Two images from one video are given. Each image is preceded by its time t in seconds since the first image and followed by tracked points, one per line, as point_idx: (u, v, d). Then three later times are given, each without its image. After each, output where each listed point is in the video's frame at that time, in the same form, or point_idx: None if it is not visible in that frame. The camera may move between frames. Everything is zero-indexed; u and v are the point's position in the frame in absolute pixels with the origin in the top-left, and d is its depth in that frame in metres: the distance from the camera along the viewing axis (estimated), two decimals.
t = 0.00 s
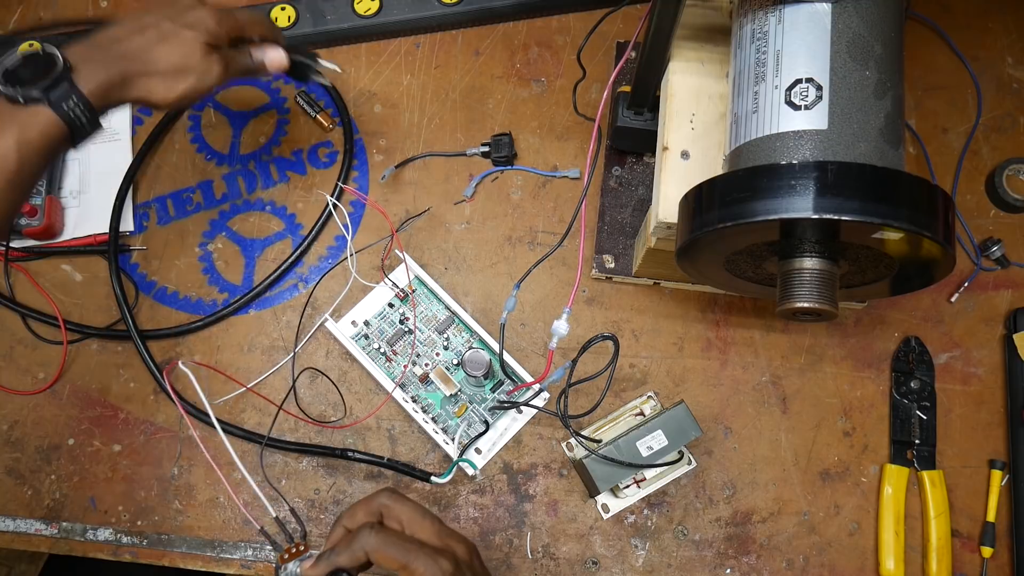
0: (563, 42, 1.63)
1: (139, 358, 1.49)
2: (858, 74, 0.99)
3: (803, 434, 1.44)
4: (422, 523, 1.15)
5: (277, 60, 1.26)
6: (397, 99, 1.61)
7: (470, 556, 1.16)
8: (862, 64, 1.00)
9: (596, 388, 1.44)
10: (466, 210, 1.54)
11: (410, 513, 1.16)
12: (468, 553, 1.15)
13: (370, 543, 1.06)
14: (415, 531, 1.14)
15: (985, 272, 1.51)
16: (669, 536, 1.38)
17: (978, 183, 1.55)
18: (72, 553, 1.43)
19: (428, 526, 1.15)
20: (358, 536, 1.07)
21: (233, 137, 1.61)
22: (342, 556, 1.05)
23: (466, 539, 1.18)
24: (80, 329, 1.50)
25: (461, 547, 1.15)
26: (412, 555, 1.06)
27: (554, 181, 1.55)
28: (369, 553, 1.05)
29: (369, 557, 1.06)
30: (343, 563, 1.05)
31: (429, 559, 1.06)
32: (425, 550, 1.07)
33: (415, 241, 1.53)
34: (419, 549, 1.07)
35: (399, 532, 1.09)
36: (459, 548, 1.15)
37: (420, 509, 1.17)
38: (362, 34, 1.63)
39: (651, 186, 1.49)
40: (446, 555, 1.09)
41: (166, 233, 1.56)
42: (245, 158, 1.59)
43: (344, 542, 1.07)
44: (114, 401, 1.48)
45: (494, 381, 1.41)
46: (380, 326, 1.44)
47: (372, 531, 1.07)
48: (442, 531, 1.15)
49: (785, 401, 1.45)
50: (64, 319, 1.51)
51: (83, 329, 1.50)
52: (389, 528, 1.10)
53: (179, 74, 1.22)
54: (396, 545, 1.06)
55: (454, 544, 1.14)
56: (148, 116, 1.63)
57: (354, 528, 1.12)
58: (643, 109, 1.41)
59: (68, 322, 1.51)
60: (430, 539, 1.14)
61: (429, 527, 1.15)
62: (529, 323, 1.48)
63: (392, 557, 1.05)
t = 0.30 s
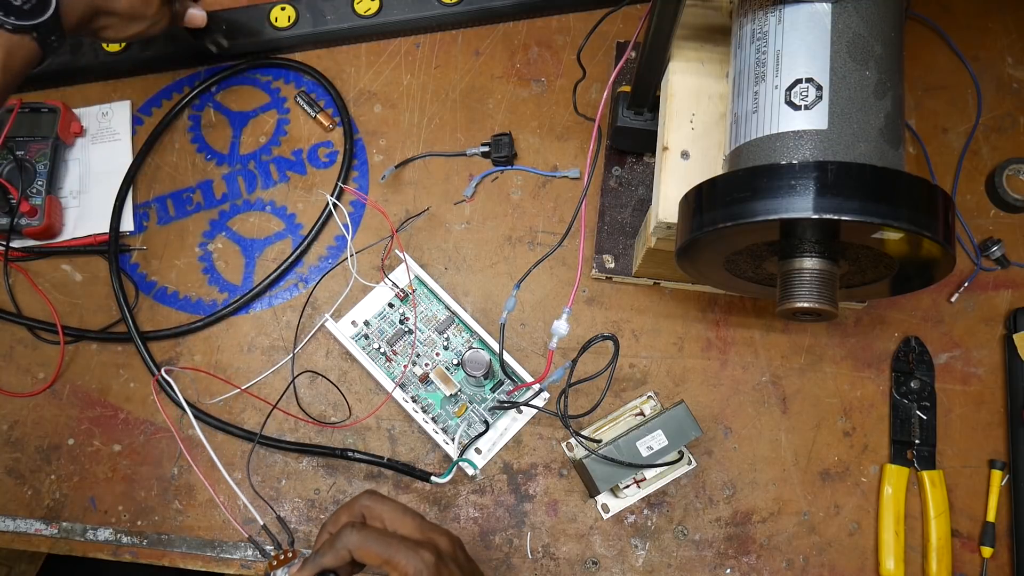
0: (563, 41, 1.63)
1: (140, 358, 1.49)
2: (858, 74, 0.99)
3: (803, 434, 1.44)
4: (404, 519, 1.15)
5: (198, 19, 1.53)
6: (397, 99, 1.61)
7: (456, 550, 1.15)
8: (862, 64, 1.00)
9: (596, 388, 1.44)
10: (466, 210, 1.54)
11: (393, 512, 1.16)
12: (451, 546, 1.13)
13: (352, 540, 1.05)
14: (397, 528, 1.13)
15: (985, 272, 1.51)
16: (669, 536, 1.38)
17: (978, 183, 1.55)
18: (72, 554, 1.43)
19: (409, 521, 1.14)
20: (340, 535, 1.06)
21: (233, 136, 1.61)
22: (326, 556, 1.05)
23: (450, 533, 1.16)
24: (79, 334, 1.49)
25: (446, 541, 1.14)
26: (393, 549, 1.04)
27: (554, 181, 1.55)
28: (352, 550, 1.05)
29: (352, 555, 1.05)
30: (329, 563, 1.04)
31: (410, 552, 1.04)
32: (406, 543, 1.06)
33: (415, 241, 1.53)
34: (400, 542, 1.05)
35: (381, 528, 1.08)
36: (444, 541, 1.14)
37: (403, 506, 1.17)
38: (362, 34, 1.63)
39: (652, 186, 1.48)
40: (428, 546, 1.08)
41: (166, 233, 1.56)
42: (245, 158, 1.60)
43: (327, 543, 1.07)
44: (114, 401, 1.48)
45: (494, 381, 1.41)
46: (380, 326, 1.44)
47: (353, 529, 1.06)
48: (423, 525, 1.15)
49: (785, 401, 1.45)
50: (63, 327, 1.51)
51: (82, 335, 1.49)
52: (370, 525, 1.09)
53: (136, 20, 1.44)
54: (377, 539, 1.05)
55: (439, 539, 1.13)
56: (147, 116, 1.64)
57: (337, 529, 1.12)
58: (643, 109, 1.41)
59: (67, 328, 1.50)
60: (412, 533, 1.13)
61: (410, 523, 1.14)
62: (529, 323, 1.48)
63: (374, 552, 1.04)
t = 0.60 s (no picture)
0: (563, 41, 1.63)
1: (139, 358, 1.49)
2: (858, 74, 0.99)
3: (803, 434, 1.44)
4: (409, 514, 1.15)
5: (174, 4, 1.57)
6: (397, 99, 1.61)
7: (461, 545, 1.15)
8: (862, 64, 1.00)
9: (596, 388, 1.44)
10: (466, 210, 1.54)
11: (400, 507, 1.16)
12: (456, 540, 1.14)
13: (359, 533, 1.06)
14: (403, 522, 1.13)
15: (985, 272, 1.51)
16: (669, 536, 1.38)
17: (978, 182, 1.55)
18: (72, 553, 1.43)
19: (415, 516, 1.14)
20: (347, 528, 1.07)
21: (233, 136, 1.61)
22: (333, 549, 1.06)
23: (456, 528, 1.17)
24: (78, 336, 1.49)
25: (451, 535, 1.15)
26: (400, 542, 1.05)
27: (554, 181, 1.55)
28: (358, 543, 1.06)
29: (359, 547, 1.06)
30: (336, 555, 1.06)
31: (416, 546, 1.05)
32: (412, 537, 1.07)
33: (415, 241, 1.53)
34: (406, 536, 1.07)
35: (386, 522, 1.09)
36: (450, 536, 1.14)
37: (409, 501, 1.17)
38: (362, 34, 1.63)
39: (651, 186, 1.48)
40: (434, 540, 1.09)
41: (166, 233, 1.56)
42: (245, 158, 1.60)
43: (334, 536, 1.08)
44: (114, 401, 1.48)
45: (494, 381, 1.41)
46: (380, 326, 1.44)
47: (360, 522, 1.07)
48: (429, 520, 1.15)
49: (785, 401, 1.45)
50: (61, 331, 1.51)
51: (82, 337, 1.49)
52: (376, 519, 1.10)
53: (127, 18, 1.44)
54: (383, 532, 1.06)
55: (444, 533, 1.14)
56: (147, 116, 1.64)
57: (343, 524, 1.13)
58: (643, 109, 1.41)
59: (65, 332, 1.50)
60: (417, 527, 1.13)
61: (416, 518, 1.15)
62: (529, 323, 1.48)
63: (380, 545, 1.05)
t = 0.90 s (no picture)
0: (563, 41, 1.63)
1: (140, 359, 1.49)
2: (858, 74, 0.99)
3: (803, 434, 1.44)
4: (404, 513, 1.15)
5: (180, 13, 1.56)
6: (397, 99, 1.61)
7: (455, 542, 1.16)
8: (862, 64, 1.00)
9: (596, 388, 1.44)
10: (466, 210, 1.54)
11: (394, 505, 1.16)
12: (451, 538, 1.14)
13: (353, 532, 1.06)
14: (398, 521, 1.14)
15: (985, 272, 1.51)
16: (669, 536, 1.38)
17: (978, 182, 1.55)
18: (72, 554, 1.43)
19: (410, 514, 1.15)
20: (342, 526, 1.07)
21: (233, 136, 1.61)
22: (328, 547, 1.06)
23: (450, 526, 1.17)
24: (78, 336, 1.49)
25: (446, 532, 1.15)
26: (394, 540, 1.06)
27: (554, 181, 1.55)
28: (354, 541, 1.05)
29: (353, 545, 1.06)
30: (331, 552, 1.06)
31: (411, 543, 1.06)
32: (407, 535, 1.07)
33: (415, 241, 1.53)
34: (401, 534, 1.07)
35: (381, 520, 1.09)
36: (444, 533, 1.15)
37: (404, 499, 1.18)
38: (362, 34, 1.63)
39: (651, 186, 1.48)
40: (429, 537, 1.09)
41: (166, 233, 1.56)
42: (245, 158, 1.60)
43: (329, 535, 1.08)
44: (114, 401, 1.48)
45: (494, 381, 1.41)
46: (380, 326, 1.44)
47: (355, 520, 1.07)
48: (424, 518, 1.15)
49: (785, 401, 1.45)
50: (61, 331, 1.51)
51: (81, 338, 1.49)
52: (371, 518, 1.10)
53: (133, 31, 1.46)
54: (378, 530, 1.06)
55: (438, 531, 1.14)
56: (147, 116, 1.64)
57: (337, 522, 1.13)
58: (643, 109, 1.41)
59: (65, 331, 1.50)
60: (413, 525, 1.14)
61: (411, 515, 1.15)
62: (529, 323, 1.48)
63: (375, 543, 1.05)
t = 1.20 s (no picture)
0: (563, 42, 1.63)
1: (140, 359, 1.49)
2: (858, 74, 0.99)
3: (803, 434, 1.44)
4: (420, 499, 1.15)
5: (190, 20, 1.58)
6: (397, 99, 1.61)
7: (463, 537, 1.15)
8: (862, 64, 1.00)
9: (596, 388, 1.44)
10: (466, 210, 1.54)
11: (413, 489, 1.15)
12: (462, 535, 1.15)
13: (370, 509, 1.06)
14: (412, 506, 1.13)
15: (985, 272, 1.51)
16: (669, 536, 1.38)
17: (978, 182, 1.55)
18: (72, 553, 1.43)
19: (426, 502, 1.14)
20: (360, 499, 1.07)
21: (233, 136, 1.61)
22: (340, 513, 1.06)
23: (462, 521, 1.17)
24: (78, 337, 1.49)
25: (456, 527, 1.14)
26: (407, 526, 1.06)
27: (554, 181, 1.55)
28: (367, 517, 1.06)
29: (366, 521, 1.06)
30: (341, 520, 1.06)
31: (423, 533, 1.06)
32: (421, 522, 1.07)
33: (415, 241, 1.53)
34: (415, 521, 1.07)
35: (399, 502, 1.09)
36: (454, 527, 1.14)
37: (423, 485, 1.17)
38: (362, 34, 1.63)
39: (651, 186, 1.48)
40: (440, 528, 1.09)
41: (166, 233, 1.56)
42: (245, 158, 1.60)
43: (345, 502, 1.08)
44: (114, 401, 1.48)
45: (494, 381, 1.41)
46: (380, 325, 1.44)
47: (373, 497, 1.07)
48: (439, 508, 1.15)
49: (785, 401, 1.45)
50: (62, 331, 1.51)
51: (82, 338, 1.49)
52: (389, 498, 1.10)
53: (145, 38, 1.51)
54: (394, 513, 1.06)
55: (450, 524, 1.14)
56: (147, 116, 1.64)
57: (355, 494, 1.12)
58: (643, 109, 1.41)
59: (65, 332, 1.51)
60: (427, 514, 1.13)
61: (427, 503, 1.15)
62: (529, 323, 1.48)
63: (388, 524, 1.05)
